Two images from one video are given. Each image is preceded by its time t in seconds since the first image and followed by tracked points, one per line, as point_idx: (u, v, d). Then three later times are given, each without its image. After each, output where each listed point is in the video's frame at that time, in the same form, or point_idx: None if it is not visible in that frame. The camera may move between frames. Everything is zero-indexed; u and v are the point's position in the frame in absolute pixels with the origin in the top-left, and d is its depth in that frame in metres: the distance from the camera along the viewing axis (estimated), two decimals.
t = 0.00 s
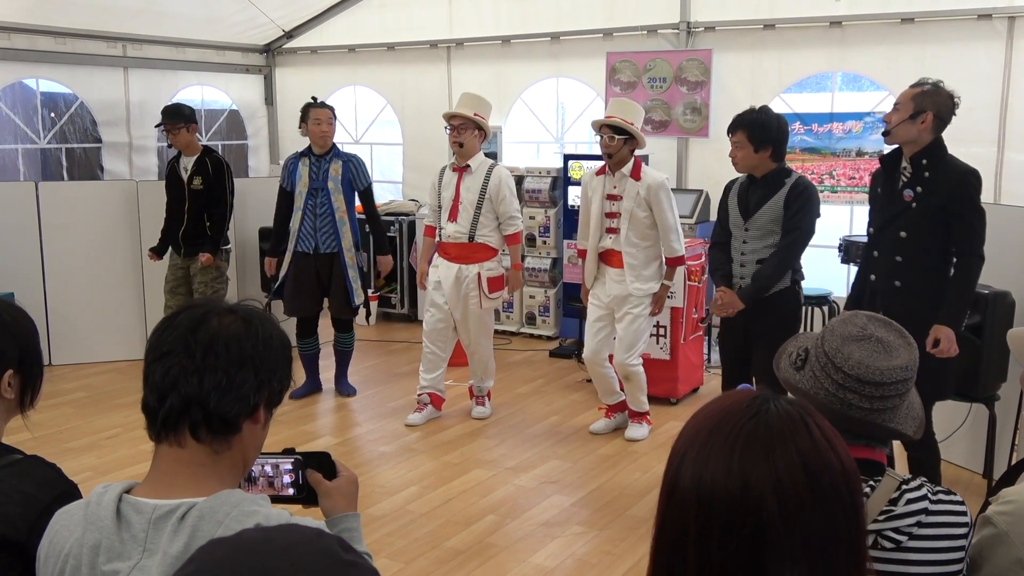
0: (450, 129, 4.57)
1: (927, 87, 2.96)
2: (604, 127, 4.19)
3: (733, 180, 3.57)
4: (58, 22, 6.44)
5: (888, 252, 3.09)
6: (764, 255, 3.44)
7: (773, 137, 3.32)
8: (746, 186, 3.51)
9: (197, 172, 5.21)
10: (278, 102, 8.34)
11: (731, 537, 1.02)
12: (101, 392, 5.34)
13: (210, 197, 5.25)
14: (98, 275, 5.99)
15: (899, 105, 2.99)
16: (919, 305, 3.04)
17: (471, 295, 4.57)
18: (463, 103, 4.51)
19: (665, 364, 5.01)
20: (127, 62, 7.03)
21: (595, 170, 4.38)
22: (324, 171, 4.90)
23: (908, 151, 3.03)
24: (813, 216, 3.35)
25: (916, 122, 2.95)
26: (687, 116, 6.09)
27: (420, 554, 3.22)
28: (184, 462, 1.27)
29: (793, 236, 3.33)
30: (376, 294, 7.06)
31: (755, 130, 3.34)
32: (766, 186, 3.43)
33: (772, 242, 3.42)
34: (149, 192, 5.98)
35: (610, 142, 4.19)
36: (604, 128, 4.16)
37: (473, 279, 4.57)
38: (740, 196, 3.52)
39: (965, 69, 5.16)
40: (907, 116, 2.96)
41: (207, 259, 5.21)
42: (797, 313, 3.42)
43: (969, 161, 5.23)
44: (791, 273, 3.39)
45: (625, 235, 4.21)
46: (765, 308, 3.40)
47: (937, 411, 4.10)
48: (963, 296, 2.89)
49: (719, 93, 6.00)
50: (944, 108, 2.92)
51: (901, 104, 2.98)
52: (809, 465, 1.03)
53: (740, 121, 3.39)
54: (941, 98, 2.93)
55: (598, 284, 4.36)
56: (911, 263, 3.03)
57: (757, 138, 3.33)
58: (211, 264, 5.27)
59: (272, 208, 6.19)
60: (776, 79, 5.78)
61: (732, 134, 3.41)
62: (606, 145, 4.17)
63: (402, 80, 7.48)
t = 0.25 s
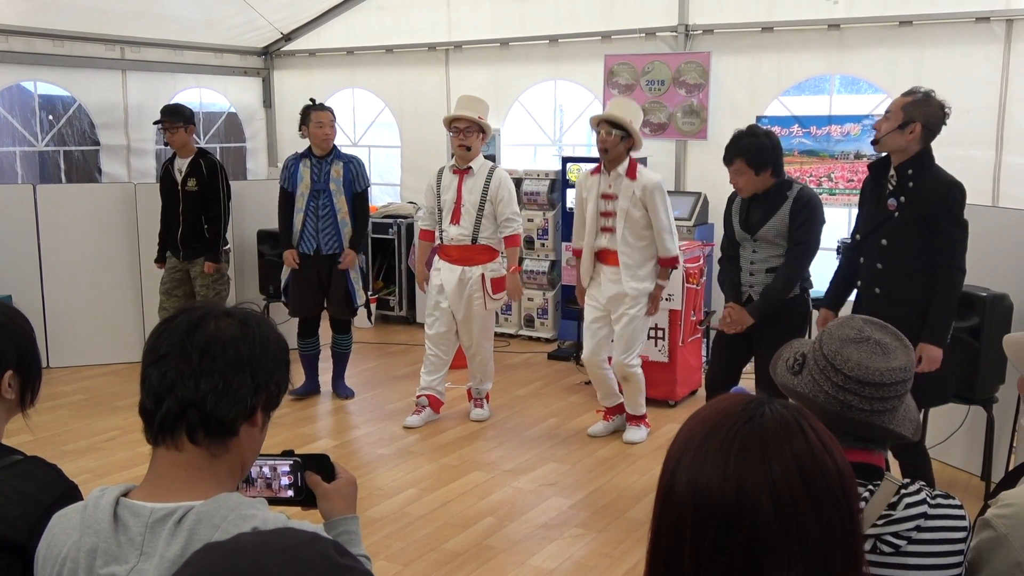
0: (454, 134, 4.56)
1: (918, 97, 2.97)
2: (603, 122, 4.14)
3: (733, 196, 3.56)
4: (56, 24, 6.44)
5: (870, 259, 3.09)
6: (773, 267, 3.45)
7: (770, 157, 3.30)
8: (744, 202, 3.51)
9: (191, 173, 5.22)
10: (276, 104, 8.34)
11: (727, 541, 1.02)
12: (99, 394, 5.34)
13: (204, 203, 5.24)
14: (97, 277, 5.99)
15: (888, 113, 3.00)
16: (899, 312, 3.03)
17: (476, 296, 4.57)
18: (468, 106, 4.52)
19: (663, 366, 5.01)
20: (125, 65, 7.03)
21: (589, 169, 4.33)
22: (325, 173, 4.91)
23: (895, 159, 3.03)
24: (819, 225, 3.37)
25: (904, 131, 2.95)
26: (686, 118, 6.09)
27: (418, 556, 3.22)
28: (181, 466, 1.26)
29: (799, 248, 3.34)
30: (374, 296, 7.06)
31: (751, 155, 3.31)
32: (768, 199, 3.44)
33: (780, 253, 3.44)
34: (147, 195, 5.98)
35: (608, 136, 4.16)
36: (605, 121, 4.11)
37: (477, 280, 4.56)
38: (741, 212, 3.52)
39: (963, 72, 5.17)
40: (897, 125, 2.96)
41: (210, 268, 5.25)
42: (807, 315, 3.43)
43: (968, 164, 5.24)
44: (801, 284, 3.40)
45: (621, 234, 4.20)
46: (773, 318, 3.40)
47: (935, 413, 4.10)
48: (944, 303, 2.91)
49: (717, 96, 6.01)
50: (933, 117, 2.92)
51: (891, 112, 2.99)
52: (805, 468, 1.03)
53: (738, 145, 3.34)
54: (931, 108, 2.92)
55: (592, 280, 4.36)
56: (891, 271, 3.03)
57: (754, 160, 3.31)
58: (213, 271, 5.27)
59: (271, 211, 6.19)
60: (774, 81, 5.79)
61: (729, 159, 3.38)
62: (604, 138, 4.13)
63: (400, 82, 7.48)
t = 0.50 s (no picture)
0: (455, 133, 4.56)
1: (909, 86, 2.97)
2: (601, 88, 4.15)
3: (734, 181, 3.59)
4: (56, 27, 6.45)
5: (869, 249, 3.08)
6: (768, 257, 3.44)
7: (791, 130, 3.36)
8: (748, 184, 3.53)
9: (184, 171, 5.21)
10: (276, 106, 8.35)
11: (728, 543, 1.02)
12: (99, 396, 5.34)
13: (197, 200, 5.24)
14: (96, 279, 5.99)
15: (879, 103, 3.00)
16: (901, 302, 3.04)
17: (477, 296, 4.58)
18: (470, 108, 4.53)
19: (663, 367, 5.01)
20: (125, 67, 7.03)
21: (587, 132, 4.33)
22: (326, 174, 4.91)
23: (889, 148, 3.03)
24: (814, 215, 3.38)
25: (896, 119, 2.95)
26: (685, 119, 6.10)
27: (419, 558, 3.22)
28: (181, 468, 1.26)
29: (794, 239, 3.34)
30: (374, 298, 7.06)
31: (778, 122, 3.35)
32: (766, 188, 3.45)
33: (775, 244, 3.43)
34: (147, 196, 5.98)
35: (607, 103, 4.16)
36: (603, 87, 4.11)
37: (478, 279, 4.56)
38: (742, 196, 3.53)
39: (963, 73, 5.17)
40: (888, 114, 2.96)
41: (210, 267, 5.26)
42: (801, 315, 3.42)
43: (968, 165, 5.24)
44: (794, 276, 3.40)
45: (617, 196, 4.21)
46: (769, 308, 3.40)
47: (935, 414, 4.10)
48: (943, 294, 2.90)
49: (717, 97, 6.01)
50: (925, 103, 2.93)
51: (882, 102, 3.00)
52: (806, 470, 1.03)
53: (757, 116, 3.40)
54: (923, 94, 2.93)
55: (584, 257, 4.35)
56: (892, 260, 3.03)
57: (780, 128, 3.35)
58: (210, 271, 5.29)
59: (271, 212, 6.19)
60: (774, 83, 5.79)
61: (752, 124, 3.41)
62: (604, 104, 4.13)
63: (400, 84, 7.49)
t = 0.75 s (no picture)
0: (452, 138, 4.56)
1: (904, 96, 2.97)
2: (593, 127, 4.16)
3: (727, 187, 3.59)
4: (55, 28, 6.45)
5: (866, 258, 3.08)
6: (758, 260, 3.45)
7: (783, 139, 3.41)
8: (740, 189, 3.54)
9: (177, 177, 5.21)
10: (276, 107, 8.35)
11: (728, 543, 1.02)
12: (99, 397, 5.33)
13: (191, 205, 5.24)
14: (96, 280, 5.98)
15: (874, 113, 3.00)
16: (898, 309, 3.03)
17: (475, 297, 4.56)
18: (465, 112, 4.54)
19: (663, 368, 5.00)
20: (124, 68, 7.04)
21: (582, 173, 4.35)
22: (326, 181, 4.91)
23: (884, 158, 3.03)
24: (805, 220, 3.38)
25: (891, 130, 2.95)
26: (684, 120, 6.09)
27: (418, 559, 3.22)
28: (180, 470, 1.26)
29: (784, 242, 3.34)
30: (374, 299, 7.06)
31: (772, 133, 3.37)
32: (758, 192, 3.45)
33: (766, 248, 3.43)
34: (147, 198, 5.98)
35: (599, 143, 4.15)
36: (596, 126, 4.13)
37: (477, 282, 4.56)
38: (734, 201, 3.54)
39: (962, 74, 5.17)
40: (882, 124, 2.96)
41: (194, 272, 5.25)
42: (793, 317, 3.41)
43: (967, 165, 5.24)
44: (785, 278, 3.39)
45: (612, 239, 4.20)
46: (762, 309, 3.38)
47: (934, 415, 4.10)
48: (935, 306, 2.89)
49: (716, 98, 6.01)
50: (920, 114, 2.93)
51: (877, 112, 2.99)
52: (805, 470, 1.03)
53: (749, 126, 3.39)
54: (918, 105, 2.94)
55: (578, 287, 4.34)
56: (889, 269, 3.03)
57: (773, 138, 3.36)
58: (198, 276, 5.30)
59: (270, 214, 6.19)
60: (773, 83, 5.79)
61: (744, 134, 3.39)
62: (596, 144, 4.13)
63: (399, 85, 7.49)
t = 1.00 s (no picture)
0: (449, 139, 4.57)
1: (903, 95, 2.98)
2: (593, 122, 4.16)
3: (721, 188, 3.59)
4: (56, 29, 6.46)
5: (865, 257, 3.08)
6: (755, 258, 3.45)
7: (772, 137, 3.40)
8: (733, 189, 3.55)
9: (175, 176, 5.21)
10: (276, 109, 8.35)
11: (727, 543, 1.02)
12: (99, 398, 5.34)
13: (186, 205, 5.24)
14: (96, 282, 5.98)
15: (875, 112, 3.00)
16: (896, 309, 3.03)
17: (473, 299, 4.56)
18: (462, 114, 4.51)
19: (663, 369, 5.01)
20: (125, 69, 7.04)
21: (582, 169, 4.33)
22: (326, 178, 4.90)
23: (883, 156, 3.03)
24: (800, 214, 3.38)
25: (892, 127, 2.95)
26: (685, 122, 6.10)
27: (418, 560, 3.22)
28: (181, 471, 1.26)
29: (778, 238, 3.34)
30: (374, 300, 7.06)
31: (757, 133, 3.38)
32: (752, 190, 3.46)
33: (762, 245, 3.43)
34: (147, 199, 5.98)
35: (601, 137, 4.16)
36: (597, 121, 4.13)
37: (475, 283, 4.56)
38: (729, 202, 3.54)
39: (962, 75, 5.18)
40: (883, 122, 2.96)
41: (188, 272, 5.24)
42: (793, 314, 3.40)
43: (967, 166, 5.24)
44: (783, 273, 3.38)
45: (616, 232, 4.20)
46: (762, 309, 3.38)
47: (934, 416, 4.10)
48: (931, 302, 2.88)
49: (716, 99, 6.01)
50: (920, 113, 2.93)
51: (878, 111, 2.99)
52: (804, 470, 1.03)
53: (737, 127, 3.41)
54: (918, 104, 2.94)
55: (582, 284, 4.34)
56: (887, 267, 3.02)
57: (762, 138, 3.38)
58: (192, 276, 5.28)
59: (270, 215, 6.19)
60: (773, 85, 5.79)
61: (732, 137, 3.41)
62: (598, 138, 4.14)
63: (399, 87, 7.50)
